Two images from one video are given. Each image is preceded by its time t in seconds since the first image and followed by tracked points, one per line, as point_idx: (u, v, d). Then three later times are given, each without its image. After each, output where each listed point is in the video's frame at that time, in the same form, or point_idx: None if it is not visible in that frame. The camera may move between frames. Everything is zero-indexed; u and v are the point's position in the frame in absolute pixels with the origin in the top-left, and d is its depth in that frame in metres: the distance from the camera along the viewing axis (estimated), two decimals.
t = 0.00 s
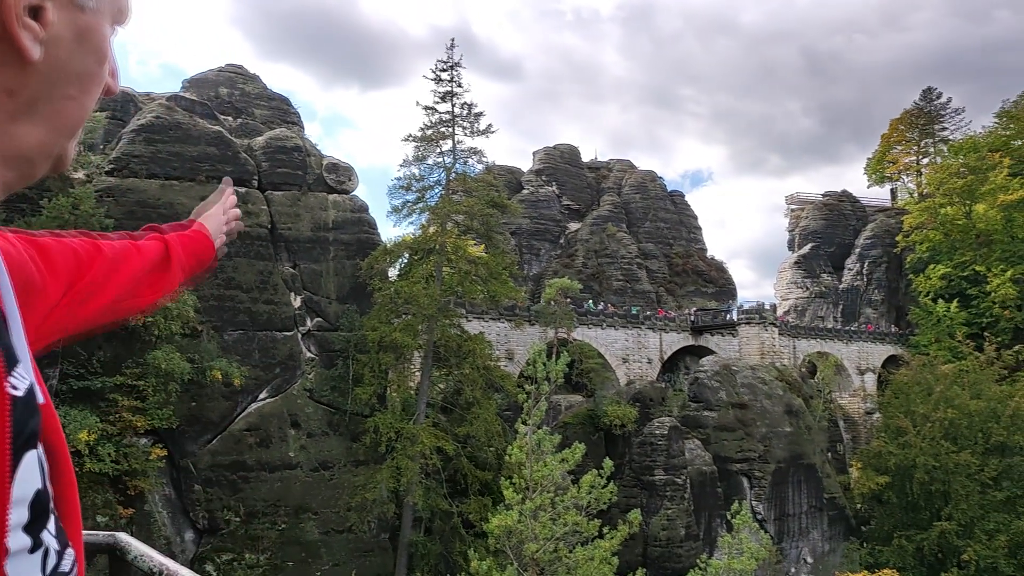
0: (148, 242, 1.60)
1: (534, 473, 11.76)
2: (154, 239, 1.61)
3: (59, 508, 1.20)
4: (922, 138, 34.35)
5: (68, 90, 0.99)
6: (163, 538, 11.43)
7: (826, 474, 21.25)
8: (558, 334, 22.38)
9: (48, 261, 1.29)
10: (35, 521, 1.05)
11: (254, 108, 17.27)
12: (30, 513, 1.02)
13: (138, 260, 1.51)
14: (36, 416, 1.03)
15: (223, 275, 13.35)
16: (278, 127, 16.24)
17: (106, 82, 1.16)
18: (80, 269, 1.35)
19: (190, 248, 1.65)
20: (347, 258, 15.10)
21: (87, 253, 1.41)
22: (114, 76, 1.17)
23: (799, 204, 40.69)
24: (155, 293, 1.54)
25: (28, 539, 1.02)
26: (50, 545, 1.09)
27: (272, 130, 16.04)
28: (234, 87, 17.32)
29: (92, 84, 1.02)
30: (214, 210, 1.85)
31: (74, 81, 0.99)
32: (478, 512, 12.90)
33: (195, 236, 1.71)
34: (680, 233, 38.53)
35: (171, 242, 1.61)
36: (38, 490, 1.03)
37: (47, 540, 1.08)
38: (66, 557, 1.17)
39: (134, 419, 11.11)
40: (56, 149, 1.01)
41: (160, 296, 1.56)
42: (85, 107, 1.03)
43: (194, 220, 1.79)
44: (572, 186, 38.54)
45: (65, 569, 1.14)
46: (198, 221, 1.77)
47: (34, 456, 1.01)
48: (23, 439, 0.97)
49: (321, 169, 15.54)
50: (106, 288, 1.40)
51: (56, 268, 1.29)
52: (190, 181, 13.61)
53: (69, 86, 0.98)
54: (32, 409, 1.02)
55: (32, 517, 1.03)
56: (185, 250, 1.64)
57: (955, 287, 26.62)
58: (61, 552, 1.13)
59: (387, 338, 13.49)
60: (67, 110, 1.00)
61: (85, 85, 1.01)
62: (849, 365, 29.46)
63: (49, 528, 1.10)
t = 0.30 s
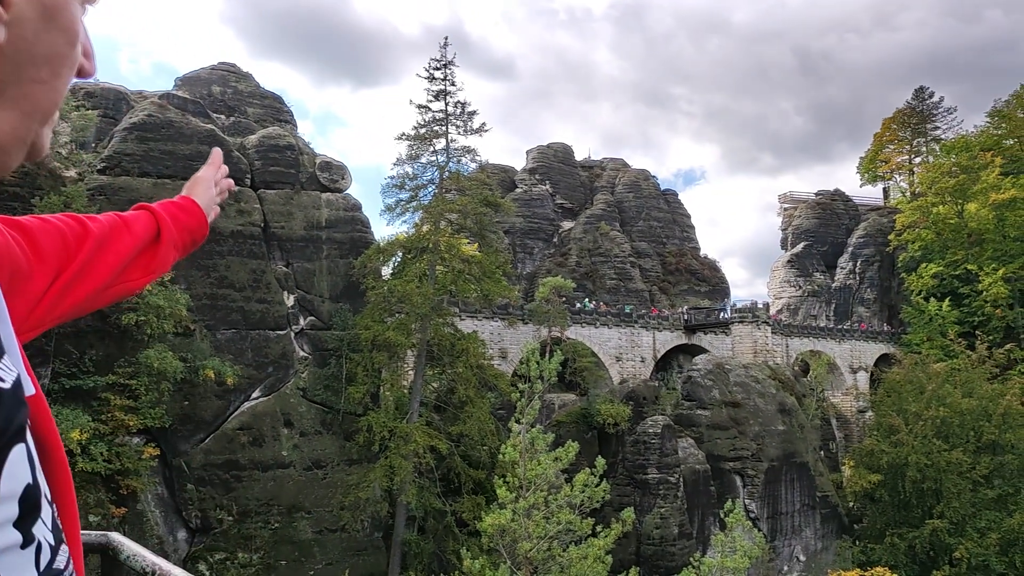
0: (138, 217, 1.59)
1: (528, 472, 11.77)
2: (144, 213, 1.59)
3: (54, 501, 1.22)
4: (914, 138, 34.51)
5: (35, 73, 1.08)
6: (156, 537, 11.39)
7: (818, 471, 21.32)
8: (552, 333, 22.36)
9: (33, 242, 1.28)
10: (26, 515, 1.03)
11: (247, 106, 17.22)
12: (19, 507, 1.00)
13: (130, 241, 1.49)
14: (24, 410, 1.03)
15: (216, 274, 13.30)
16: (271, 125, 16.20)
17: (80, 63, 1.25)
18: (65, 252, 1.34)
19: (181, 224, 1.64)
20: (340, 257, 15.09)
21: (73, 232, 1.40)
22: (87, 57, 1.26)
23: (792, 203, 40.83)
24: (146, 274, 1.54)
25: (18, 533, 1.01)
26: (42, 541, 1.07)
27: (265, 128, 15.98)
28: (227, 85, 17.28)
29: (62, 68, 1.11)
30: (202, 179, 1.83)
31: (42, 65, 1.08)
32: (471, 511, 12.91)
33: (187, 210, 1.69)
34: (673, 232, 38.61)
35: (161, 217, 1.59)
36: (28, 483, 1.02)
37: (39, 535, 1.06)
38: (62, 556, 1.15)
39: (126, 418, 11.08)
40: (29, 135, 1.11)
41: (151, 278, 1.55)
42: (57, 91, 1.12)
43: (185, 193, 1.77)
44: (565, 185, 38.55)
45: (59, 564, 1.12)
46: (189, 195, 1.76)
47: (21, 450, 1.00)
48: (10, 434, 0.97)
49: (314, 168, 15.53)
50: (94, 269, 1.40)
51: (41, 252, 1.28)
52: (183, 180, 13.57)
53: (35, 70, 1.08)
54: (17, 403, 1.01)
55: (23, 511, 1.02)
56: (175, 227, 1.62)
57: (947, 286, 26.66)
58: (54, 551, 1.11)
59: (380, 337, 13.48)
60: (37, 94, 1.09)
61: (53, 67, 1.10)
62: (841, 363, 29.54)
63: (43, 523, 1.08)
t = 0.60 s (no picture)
0: (112, 264, 1.59)
1: (524, 471, 11.77)
2: (116, 263, 1.60)
3: (49, 503, 1.22)
4: (909, 137, 34.60)
5: (31, 67, 1.14)
6: (150, 537, 11.38)
7: (813, 470, 21.36)
8: (547, 332, 22.36)
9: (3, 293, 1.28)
10: (17, 513, 1.03)
11: (242, 104, 17.19)
12: (11, 506, 1.01)
13: (99, 293, 1.50)
14: (11, 405, 1.03)
15: (211, 272, 13.28)
16: (266, 124, 16.18)
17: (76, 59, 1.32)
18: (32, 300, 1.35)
19: (153, 278, 1.63)
20: (335, 256, 15.08)
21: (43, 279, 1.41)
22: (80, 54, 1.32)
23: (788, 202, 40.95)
24: (110, 324, 1.54)
25: (12, 530, 1.01)
26: (34, 541, 1.07)
27: (260, 127, 15.95)
28: (222, 83, 17.25)
29: (57, 62, 1.18)
30: (192, 236, 1.86)
31: (35, 59, 1.14)
32: (466, 510, 12.91)
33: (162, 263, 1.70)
34: (669, 231, 38.66)
35: (134, 270, 1.59)
36: (18, 483, 1.03)
37: (31, 536, 1.06)
38: (56, 559, 1.14)
39: (121, 418, 11.11)
40: (26, 127, 1.17)
41: (113, 327, 1.55)
42: (51, 85, 1.18)
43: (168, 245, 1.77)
44: (561, 184, 38.58)
45: (53, 564, 1.12)
46: (171, 247, 1.76)
47: (13, 448, 1.01)
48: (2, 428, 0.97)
49: (310, 166, 15.52)
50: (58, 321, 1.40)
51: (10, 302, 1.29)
52: (178, 179, 13.54)
53: (29, 63, 1.13)
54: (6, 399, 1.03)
55: (15, 511, 1.02)
56: (148, 280, 1.62)
57: (942, 285, 26.72)
58: (50, 549, 1.12)
59: (376, 336, 13.45)
60: (31, 88, 1.15)
61: (46, 61, 1.16)
62: (836, 362, 29.60)
63: (35, 522, 1.08)
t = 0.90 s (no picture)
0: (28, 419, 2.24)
1: (520, 469, 11.76)
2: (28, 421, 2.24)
3: (47, 504, 1.22)
4: (905, 137, 34.69)
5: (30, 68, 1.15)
6: (146, 536, 11.37)
7: (809, 470, 21.39)
8: (543, 331, 22.37)
9: None
10: (18, 511, 1.04)
11: (238, 103, 17.19)
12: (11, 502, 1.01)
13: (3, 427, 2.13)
14: (12, 403, 1.03)
15: (206, 271, 13.26)
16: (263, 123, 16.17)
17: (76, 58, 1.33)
18: None
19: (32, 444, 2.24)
20: (332, 255, 15.06)
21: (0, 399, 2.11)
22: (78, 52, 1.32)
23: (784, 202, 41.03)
24: None
25: (14, 524, 1.02)
26: (33, 537, 1.07)
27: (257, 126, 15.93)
28: (218, 82, 17.24)
29: (56, 61, 1.18)
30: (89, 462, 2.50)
31: (34, 59, 1.15)
32: (463, 509, 12.90)
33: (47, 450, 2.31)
34: (665, 231, 38.71)
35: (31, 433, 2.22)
36: (18, 479, 1.03)
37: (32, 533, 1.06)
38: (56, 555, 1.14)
39: (117, 417, 11.02)
40: (23, 128, 1.18)
41: None
42: (50, 85, 1.19)
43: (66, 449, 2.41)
44: (557, 184, 38.63)
45: (54, 561, 1.13)
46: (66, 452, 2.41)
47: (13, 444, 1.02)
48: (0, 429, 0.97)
49: (306, 165, 15.52)
50: None
51: None
52: (174, 178, 13.51)
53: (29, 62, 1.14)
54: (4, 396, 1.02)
55: (15, 507, 1.02)
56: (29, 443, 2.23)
57: (937, 285, 26.80)
58: (50, 545, 1.13)
59: (372, 335, 13.41)
60: (30, 88, 1.16)
61: (46, 61, 1.16)
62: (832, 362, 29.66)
63: (33, 519, 1.08)
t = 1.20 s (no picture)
0: None
1: (516, 468, 11.74)
2: None
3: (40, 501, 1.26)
4: (900, 136, 34.75)
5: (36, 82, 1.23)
6: (142, 535, 11.37)
7: (805, 468, 21.42)
8: (539, 330, 22.38)
9: None
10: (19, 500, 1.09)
11: (234, 102, 17.18)
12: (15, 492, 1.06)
13: None
14: (17, 398, 1.09)
15: (202, 270, 13.24)
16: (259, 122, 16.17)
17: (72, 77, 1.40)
18: None
19: None
20: (328, 254, 15.05)
21: None
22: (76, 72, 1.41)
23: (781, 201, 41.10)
24: None
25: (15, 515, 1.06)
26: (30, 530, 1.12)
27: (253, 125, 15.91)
28: (214, 81, 17.22)
29: (59, 76, 1.26)
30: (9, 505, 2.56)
31: (41, 73, 1.23)
32: (459, 508, 12.90)
33: None
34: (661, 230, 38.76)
35: None
36: (20, 471, 1.08)
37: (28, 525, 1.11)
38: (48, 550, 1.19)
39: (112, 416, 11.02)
40: (28, 140, 1.24)
41: None
42: (54, 98, 1.26)
43: None
44: (554, 183, 38.68)
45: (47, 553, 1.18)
46: None
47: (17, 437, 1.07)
48: (8, 419, 1.02)
49: (302, 164, 15.52)
50: None
51: None
52: (169, 176, 13.49)
53: (34, 75, 1.22)
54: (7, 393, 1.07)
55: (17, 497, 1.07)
56: None
57: (932, 284, 26.85)
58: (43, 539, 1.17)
59: (368, 334, 13.39)
60: (36, 100, 1.23)
61: (50, 77, 1.24)
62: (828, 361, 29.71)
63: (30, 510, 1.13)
